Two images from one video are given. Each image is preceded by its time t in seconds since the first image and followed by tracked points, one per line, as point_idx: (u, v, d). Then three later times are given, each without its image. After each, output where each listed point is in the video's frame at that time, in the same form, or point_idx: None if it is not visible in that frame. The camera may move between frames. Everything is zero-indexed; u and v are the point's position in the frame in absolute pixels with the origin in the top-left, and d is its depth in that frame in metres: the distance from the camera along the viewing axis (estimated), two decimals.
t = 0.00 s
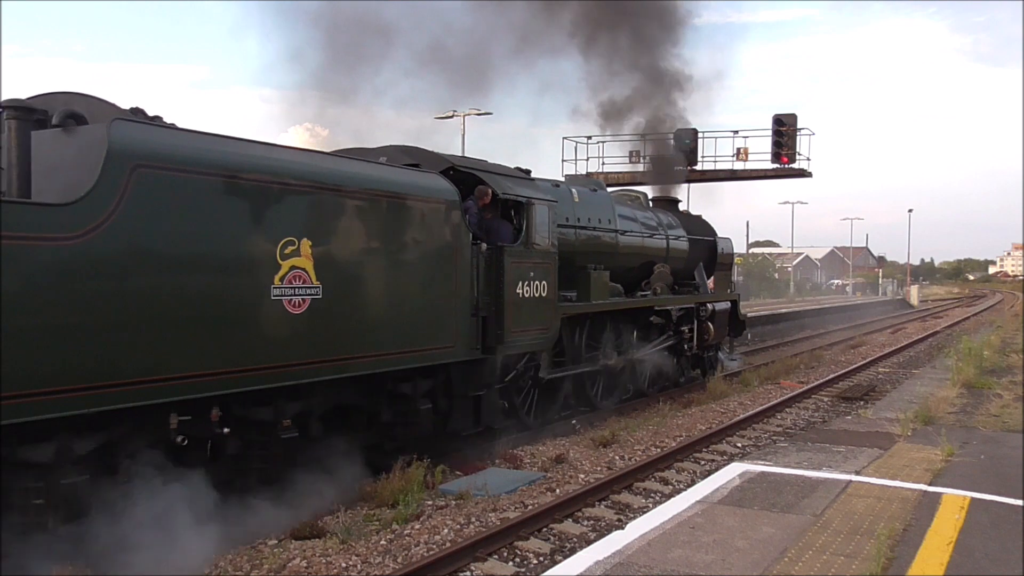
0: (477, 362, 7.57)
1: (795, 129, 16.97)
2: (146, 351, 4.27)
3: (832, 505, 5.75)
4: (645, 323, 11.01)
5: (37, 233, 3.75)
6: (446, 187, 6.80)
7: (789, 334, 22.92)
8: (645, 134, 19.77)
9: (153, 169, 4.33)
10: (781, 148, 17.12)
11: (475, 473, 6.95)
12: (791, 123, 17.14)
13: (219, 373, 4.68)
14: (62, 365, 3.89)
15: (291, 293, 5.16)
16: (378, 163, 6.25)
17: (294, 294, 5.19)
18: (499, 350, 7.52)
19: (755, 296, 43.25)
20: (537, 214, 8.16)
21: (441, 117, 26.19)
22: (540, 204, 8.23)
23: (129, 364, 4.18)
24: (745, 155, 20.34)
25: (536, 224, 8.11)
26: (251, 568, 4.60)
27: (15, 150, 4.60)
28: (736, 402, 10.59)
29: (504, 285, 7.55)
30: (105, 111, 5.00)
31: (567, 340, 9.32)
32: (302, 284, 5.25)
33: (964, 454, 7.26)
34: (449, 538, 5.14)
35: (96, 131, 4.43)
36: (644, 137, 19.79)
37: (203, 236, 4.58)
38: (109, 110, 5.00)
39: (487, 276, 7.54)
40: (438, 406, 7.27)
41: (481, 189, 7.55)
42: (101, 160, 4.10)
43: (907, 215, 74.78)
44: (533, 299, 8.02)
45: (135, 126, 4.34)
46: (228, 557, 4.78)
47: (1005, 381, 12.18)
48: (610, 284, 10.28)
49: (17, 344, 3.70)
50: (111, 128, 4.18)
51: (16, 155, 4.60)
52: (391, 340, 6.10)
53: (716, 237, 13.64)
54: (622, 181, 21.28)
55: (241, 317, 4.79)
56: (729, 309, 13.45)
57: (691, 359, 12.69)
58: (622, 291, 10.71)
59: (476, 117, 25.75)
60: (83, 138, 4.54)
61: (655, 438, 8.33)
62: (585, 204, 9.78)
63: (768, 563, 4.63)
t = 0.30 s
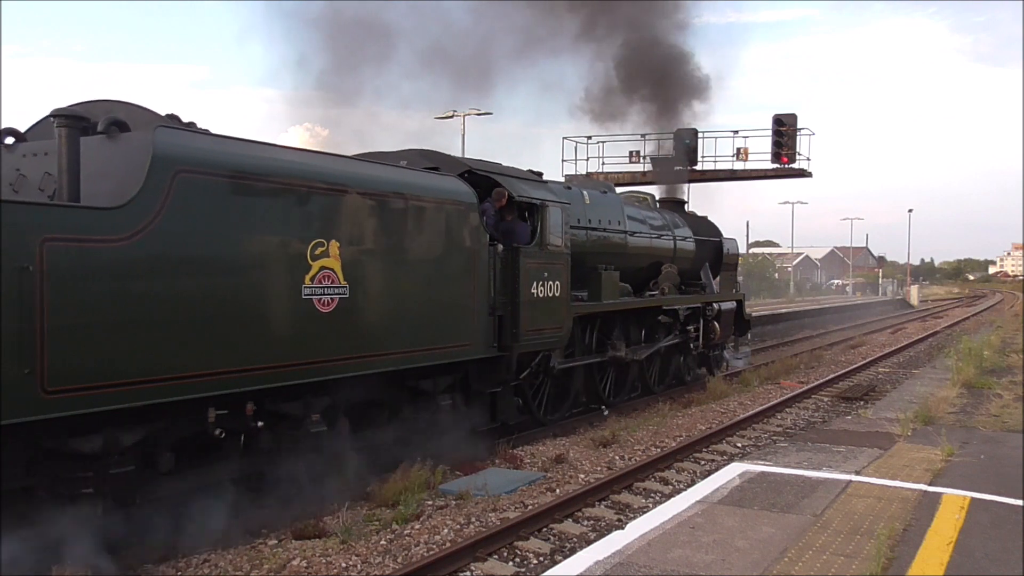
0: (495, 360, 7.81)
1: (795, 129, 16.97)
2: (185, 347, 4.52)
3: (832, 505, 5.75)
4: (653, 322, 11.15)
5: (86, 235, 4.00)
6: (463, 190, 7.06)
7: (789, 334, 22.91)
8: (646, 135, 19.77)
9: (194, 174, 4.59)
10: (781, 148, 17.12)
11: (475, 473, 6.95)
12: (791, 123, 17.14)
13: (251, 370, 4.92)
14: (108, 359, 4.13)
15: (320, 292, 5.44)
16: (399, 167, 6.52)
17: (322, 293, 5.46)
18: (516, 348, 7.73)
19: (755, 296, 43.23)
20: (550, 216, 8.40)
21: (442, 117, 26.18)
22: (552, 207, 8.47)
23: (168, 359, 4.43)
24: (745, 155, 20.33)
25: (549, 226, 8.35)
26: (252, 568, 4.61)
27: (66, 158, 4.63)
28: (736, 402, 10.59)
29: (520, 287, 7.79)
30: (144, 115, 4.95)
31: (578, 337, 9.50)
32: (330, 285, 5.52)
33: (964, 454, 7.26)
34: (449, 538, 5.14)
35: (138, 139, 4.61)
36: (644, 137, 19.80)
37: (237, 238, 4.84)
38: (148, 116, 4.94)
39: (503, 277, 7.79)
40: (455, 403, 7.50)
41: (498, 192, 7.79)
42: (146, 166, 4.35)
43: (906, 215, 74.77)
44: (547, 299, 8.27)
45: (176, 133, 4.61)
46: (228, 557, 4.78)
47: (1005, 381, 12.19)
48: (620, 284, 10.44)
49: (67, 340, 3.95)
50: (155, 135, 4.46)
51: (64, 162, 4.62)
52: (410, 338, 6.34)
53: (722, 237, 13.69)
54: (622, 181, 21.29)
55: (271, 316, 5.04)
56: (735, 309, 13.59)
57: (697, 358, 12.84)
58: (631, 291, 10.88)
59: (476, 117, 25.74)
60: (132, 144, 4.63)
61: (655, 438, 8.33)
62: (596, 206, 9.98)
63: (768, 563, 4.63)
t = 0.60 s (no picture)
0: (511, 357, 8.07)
1: (795, 128, 16.97)
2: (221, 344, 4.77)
3: (832, 505, 5.75)
4: (661, 321, 11.32)
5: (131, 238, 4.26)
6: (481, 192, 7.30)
7: (789, 335, 22.90)
8: (646, 134, 19.77)
9: (232, 178, 4.83)
10: (781, 148, 17.12)
11: (475, 472, 6.96)
12: (791, 123, 17.14)
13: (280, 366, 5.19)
14: (150, 355, 4.37)
15: (348, 291, 5.71)
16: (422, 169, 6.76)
17: (350, 292, 5.74)
18: (530, 347, 7.98)
19: (755, 296, 43.20)
20: (565, 218, 8.63)
21: (442, 117, 26.18)
22: (567, 208, 8.69)
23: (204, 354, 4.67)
24: (745, 155, 20.33)
25: (564, 228, 8.57)
26: (252, 568, 4.61)
27: (112, 163, 4.75)
28: (736, 402, 10.59)
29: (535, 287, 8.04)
30: (182, 121, 5.15)
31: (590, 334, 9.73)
32: (357, 284, 5.80)
33: (964, 454, 7.26)
34: (449, 538, 5.14)
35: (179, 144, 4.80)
36: (644, 137, 19.80)
37: (269, 239, 5.09)
38: (184, 121, 5.14)
39: (519, 278, 8.04)
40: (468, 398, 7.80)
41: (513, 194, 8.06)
42: (187, 172, 4.60)
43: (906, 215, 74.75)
44: (561, 299, 8.52)
45: (217, 138, 4.83)
46: (228, 557, 4.78)
47: (1005, 381, 12.18)
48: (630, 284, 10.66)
49: (114, 337, 4.20)
50: (195, 141, 4.66)
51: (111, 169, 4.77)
52: (430, 335, 6.58)
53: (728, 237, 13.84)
54: (622, 181, 21.29)
55: (299, 313, 5.29)
56: (740, 308, 13.80)
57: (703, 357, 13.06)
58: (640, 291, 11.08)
59: (476, 117, 25.73)
60: (171, 149, 4.80)
61: (655, 438, 8.33)
62: (606, 207, 10.18)
63: (767, 563, 4.63)
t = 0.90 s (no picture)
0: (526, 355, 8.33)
1: (795, 128, 16.97)
2: (256, 340, 5.01)
3: (832, 505, 5.76)
4: (669, 320, 11.57)
5: (177, 239, 4.49)
6: (496, 194, 7.60)
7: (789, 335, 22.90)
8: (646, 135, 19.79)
9: (266, 181, 5.07)
10: (781, 148, 17.12)
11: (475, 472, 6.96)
12: (791, 123, 17.15)
13: (308, 360, 5.39)
14: (191, 350, 4.58)
15: (373, 291, 5.96)
16: (439, 173, 7.04)
17: (375, 291, 5.98)
18: (544, 345, 8.24)
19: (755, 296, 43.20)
20: (577, 219, 8.90)
21: (442, 117, 26.22)
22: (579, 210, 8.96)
23: (237, 350, 4.88)
24: (745, 155, 20.33)
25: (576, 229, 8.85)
26: (252, 568, 4.61)
27: (154, 166, 4.91)
28: (736, 402, 10.59)
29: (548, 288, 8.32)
30: (219, 130, 5.64)
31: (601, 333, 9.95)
32: (382, 284, 6.05)
33: (964, 454, 7.26)
34: (449, 538, 5.14)
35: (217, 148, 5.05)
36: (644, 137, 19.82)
37: (301, 239, 5.34)
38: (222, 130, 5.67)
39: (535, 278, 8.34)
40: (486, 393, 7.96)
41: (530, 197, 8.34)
42: (225, 176, 4.85)
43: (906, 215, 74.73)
44: (573, 298, 8.79)
45: (252, 144, 5.09)
46: (228, 557, 4.78)
47: (1006, 381, 12.17)
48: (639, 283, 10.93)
49: (154, 334, 4.39)
50: (232, 146, 4.91)
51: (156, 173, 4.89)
52: (449, 332, 6.84)
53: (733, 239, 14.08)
54: (622, 181, 21.31)
55: (328, 310, 5.54)
56: (746, 308, 14.04)
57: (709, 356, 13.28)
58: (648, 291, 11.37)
59: (476, 117, 25.73)
60: (209, 154, 5.06)
61: (655, 438, 8.33)
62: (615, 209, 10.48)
63: (767, 563, 4.63)
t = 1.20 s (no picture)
0: (541, 352, 8.56)
1: (795, 129, 16.98)
2: (288, 337, 5.21)
3: (832, 505, 5.76)
4: (677, 319, 11.82)
5: (218, 242, 4.71)
6: (515, 197, 7.88)
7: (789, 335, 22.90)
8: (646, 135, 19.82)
9: (300, 186, 5.28)
10: (781, 148, 17.12)
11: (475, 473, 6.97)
12: (791, 123, 17.16)
13: (307, 361, 5.34)
14: (225, 348, 4.76)
15: (399, 291, 6.17)
16: (458, 177, 7.26)
17: (400, 292, 6.19)
18: (560, 344, 8.44)
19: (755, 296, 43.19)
20: (591, 221, 9.07)
21: (441, 117, 26.25)
22: (591, 211, 9.14)
23: (255, 348, 4.96)
24: (745, 155, 20.33)
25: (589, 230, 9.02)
26: (251, 568, 4.61)
27: (197, 171, 5.07)
28: (736, 402, 10.59)
29: (564, 286, 8.51)
30: (251, 135, 5.70)
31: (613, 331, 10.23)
32: (406, 284, 6.26)
33: (964, 454, 7.26)
34: (449, 538, 5.14)
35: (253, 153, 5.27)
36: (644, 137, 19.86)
37: (331, 241, 5.54)
38: (256, 137, 5.68)
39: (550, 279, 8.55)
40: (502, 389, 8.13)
41: (546, 199, 8.41)
42: (262, 181, 5.06)
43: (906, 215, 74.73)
44: (588, 298, 8.98)
45: (286, 149, 5.31)
46: (227, 557, 4.78)
47: (1006, 381, 12.17)
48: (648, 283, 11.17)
49: (194, 333, 4.57)
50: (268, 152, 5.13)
51: (196, 181, 5.06)
52: (468, 330, 7.05)
53: (737, 239, 14.31)
54: (622, 182, 21.32)
55: (355, 309, 5.74)
56: (751, 307, 14.25)
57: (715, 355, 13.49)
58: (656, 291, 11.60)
59: (476, 117, 25.74)
60: (246, 161, 5.28)
61: (655, 438, 8.33)
62: (625, 210, 10.69)
63: (768, 563, 4.63)
